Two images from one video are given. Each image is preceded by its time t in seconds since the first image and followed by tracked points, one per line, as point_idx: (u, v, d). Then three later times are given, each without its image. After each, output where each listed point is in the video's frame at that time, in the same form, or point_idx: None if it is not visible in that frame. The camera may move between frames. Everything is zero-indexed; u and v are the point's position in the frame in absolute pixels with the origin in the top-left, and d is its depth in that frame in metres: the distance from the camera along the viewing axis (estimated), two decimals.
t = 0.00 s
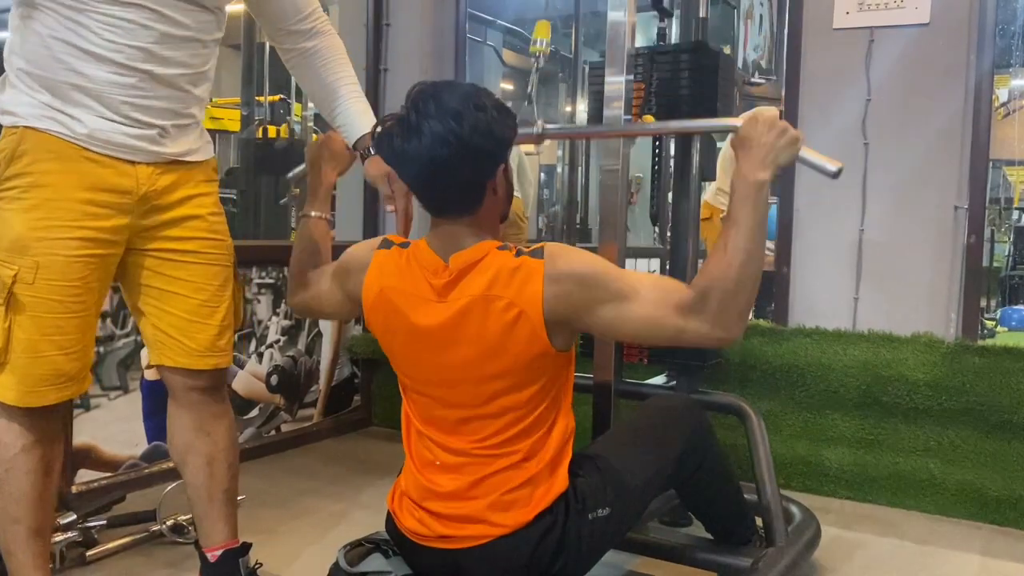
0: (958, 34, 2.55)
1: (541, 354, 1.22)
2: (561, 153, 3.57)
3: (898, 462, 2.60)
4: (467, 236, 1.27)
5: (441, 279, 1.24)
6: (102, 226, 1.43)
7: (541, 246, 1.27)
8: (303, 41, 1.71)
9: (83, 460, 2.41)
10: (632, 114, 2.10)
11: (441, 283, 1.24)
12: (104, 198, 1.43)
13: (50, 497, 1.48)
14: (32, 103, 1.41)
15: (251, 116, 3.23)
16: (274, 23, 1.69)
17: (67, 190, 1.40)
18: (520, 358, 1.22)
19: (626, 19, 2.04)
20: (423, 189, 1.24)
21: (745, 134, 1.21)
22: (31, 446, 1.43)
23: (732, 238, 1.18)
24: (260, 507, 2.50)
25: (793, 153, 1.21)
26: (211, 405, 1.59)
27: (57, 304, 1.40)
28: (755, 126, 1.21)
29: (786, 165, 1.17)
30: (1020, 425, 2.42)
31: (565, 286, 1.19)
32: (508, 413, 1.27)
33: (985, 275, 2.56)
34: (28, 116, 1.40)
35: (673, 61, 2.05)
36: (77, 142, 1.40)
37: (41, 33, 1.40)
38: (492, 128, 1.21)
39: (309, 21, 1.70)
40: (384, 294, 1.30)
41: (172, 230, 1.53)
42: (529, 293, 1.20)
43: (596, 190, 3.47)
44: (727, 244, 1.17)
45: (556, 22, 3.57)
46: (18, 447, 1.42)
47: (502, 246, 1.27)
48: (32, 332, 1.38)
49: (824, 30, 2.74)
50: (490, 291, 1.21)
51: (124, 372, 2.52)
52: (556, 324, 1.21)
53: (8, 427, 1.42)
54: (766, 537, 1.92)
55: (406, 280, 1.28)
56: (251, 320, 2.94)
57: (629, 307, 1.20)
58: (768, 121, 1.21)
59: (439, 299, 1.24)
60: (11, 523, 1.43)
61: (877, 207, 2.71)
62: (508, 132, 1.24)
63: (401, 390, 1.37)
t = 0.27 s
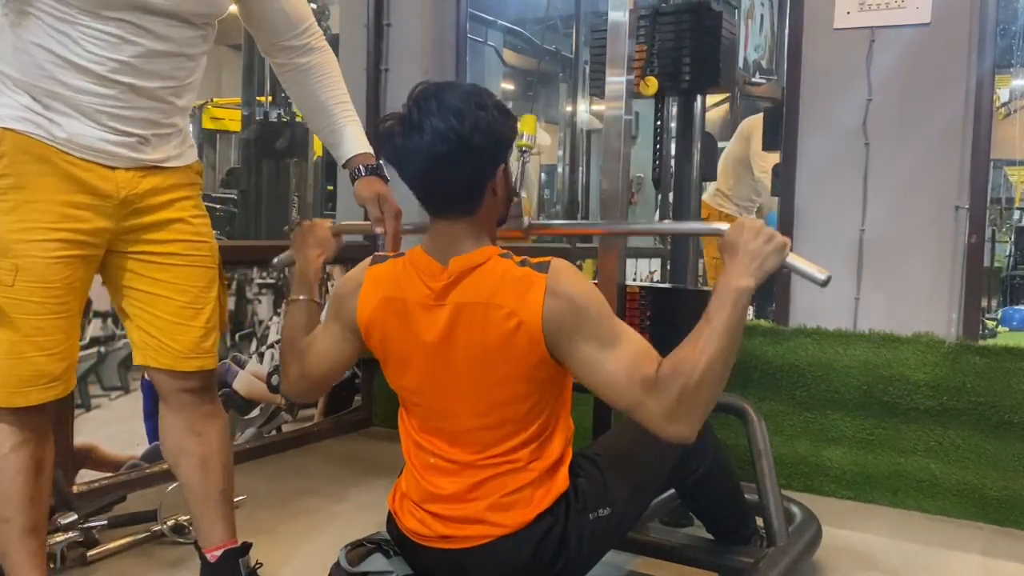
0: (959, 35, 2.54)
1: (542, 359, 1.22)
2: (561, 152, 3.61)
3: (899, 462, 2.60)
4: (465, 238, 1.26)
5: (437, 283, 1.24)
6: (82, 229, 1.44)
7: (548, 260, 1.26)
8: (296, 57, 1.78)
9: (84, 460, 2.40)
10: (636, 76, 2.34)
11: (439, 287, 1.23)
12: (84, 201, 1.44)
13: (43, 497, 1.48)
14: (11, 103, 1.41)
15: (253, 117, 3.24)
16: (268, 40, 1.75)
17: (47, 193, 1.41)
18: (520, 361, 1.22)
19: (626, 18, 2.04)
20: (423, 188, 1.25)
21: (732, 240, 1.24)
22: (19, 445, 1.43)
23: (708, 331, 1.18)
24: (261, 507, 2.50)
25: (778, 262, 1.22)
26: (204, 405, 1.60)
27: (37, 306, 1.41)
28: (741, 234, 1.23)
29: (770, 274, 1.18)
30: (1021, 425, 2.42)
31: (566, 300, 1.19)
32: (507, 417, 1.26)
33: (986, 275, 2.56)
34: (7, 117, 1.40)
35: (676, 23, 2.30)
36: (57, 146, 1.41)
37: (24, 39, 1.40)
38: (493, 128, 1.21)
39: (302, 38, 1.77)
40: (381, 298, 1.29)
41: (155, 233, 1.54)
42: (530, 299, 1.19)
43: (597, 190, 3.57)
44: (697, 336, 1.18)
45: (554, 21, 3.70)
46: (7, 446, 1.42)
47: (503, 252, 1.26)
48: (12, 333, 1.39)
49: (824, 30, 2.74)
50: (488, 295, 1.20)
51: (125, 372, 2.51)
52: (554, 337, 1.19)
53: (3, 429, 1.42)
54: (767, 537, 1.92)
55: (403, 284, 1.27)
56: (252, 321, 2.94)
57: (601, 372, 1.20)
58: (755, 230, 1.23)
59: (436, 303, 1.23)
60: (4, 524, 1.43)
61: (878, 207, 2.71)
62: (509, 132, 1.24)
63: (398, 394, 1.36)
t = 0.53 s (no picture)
0: (959, 35, 2.54)
1: (537, 367, 1.21)
2: (562, 153, 3.70)
3: (899, 462, 2.60)
4: (460, 239, 1.26)
5: (433, 286, 1.24)
6: (64, 231, 1.44)
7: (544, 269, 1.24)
8: (290, 69, 1.79)
9: (85, 460, 2.40)
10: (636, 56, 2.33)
11: (434, 290, 1.23)
12: (68, 202, 1.44)
13: (37, 496, 1.49)
14: None
15: (254, 116, 3.20)
16: (263, 49, 1.75)
17: (30, 194, 1.41)
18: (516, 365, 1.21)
19: (627, 19, 2.04)
20: (420, 189, 1.24)
21: (724, 299, 1.22)
22: (10, 445, 1.44)
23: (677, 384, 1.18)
24: (261, 508, 2.50)
25: (767, 326, 1.21)
26: (194, 406, 1.60)
27: (21, 308, 1.41)
28: (734, 293, 1.21)
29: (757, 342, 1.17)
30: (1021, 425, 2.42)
31: (556, 312, 1.18)
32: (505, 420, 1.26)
33: (987, 275, 2.55)
34: None
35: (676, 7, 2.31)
36: (39, 149, 1.41)
37: (13, 45, 1.41)
38: (491, 128, 1.21)
39: (298, 49, 1.77)
40: (378, 301, 1.29)
41: (140, 236, 1.54)
42: (522, 308, 1.18)
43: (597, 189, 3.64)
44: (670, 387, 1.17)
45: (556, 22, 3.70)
46: None
47: (499, 256, 1.26)
48: None
49: (825, 30, 2.74)
50: (484, 299, 1.20)
51: (125, 372, 2.52)
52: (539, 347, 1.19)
53: None
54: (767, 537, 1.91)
55: (400, 288, 1.28)
56: (253, 321, 2.94)
57: (573, 399, 1.19)
58: (748, 292, 1.21)
59: (432, 307, 1.23)
60: None
61: (878, 207, 2.70)
62: (507, 132, 1.24)
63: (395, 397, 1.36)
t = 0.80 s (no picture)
0: (960, 35, 2.54)
1: (535, 368, 1.21)
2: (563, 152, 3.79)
3: (899, 463, 2.60)
4: (456, 238, 1.26)
5: (431, 286, 1.24)
6: (59, 230, 1.44)
7: (541, 268, 1.25)
8: (282, 61, 1.79)
9: (85, 460, 2.40)
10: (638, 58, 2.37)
11: (432, 291, 1.23)
12: (65, 202, 1.44)
13: (35, 498, 1.49)
14: None
15: (255, 115, 3.23)
16: (256, 42, 1.75)
17: (25, 193, 1.40)
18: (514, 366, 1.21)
19: (628, 19, 2.03)
20: (416, 190, 1.24)
21: (723, 291, 1.22)
22: (7, 447, 1.44)
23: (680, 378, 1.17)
24: (262, 507, 2.50)
25: (768, 317, 1.20)
26: (193, 408, 1.60)
27: (16, 308, 1.41)
28: (732, 285, 1.21)
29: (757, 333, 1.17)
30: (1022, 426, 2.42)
31: (552, 314, 1.17)
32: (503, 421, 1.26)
33: (987, 275, 2.55)
34: None
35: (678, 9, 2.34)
36: (34, 145, 1.40)
37: (5, 38, 1.41)
38: (487, 127, 1.21)
39: (290, 42, 1.78)
40: (377, 302, 1.29)
41: (136, 236, 1.54)
42: (519, 308, 1.18)
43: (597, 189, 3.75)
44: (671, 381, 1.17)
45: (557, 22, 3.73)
46: None
47: (495, 257, 1.26)
48: None
49: (825, 30, 2.74)
50: (481, 299, 1.20)
51: (126, 372, 2.52)
52: (536, 348, 1.18)
53: None
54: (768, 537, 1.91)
55: (398, 289, 1.28)
56: (253, 320, 2.94)
57: (573, 399, 1.19)
58: (746, 282, 1.21)
59: (430, 308, 1.24)
60: None
61: (879, 207, 2.70)
62: (504, 132, 1.24)
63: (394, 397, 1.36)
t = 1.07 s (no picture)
0: (960, 35, 2.54)
1: (536, 363, 1.21)
2: (564, 152, 3.60)
3: (900, 463, 2.60)
4: (457, 237, 1.26)
5: (433, 286, 1.24)
6: (70, 226, 1.44)
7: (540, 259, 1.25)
8: (285, 47, 1.79)
9: (85, 460, 2.40)
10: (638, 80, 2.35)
11: (433, 290, 1.23)
12: (74, 200, 1.44)
13: (42, 500, 1.49)
14: None
15: (254, 117, 3.25)
16: (257, 29, 1.75)
17: (35, 191, 1.40)
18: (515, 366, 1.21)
19: (628, 19, 2.04)
20: (417, 190, 1.25)
21: (730, 232, 1.24)
22: (15, 451, 1.44)
23: (705, 323, 1.18)
24: (261, 508, 2.50)
25: (778, 251, 1.23)
26: (201, 408, 1.60)
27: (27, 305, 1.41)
28: (739, 224, 1.23)
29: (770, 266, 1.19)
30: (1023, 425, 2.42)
31: (555, 301, 1.18)
32: (505, 419, 1.26)
33: (988, 275, 2.55)
34: None
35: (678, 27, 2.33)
36: (47, 139, 1.41)
37: (7, 29, 1.41)
38: (489, 126, 1.21)
39: (292, 27, 1.77)
40: (378, 302, 1.29)
41: (147, 234, 1.54)
42: (521, 303, 1.18)
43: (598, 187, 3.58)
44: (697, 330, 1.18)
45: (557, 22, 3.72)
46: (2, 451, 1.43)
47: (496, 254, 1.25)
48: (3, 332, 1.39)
49: (825, 30, 2.74)
50: (482, 298, 1.20)
51: (126, 372, 2.52)
52: (547, 339, 1.19)
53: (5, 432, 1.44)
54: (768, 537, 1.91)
55: (399, 288, 1.28)
56: (254, 320, 2.94)
57: (600, 370, 1.19)
58: (752, 221, 1.23)
59: (431, 308, 1.24)
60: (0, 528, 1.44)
61: (879, 207, 2.70)
62: (506, 132, 1.24)
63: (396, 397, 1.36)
